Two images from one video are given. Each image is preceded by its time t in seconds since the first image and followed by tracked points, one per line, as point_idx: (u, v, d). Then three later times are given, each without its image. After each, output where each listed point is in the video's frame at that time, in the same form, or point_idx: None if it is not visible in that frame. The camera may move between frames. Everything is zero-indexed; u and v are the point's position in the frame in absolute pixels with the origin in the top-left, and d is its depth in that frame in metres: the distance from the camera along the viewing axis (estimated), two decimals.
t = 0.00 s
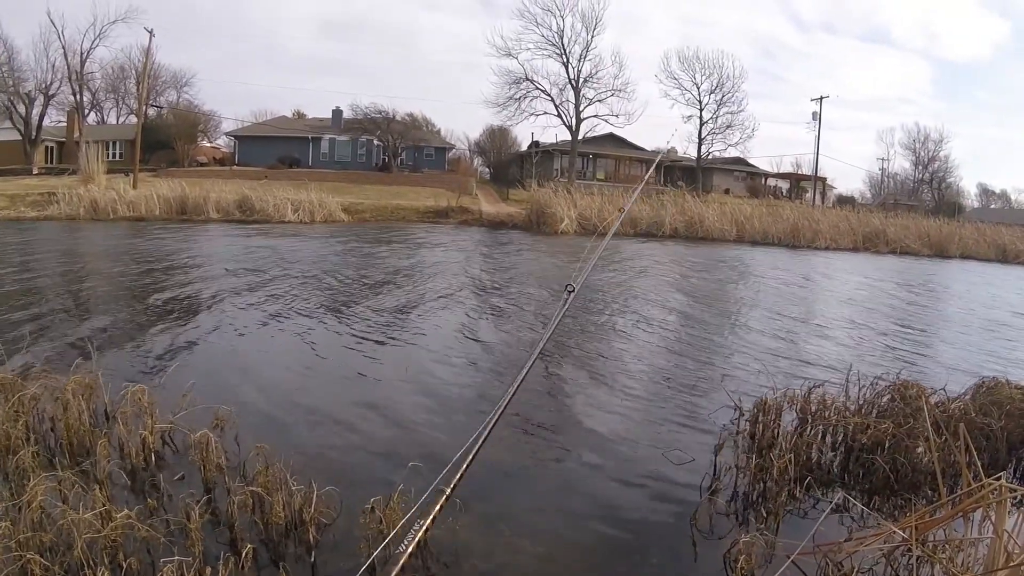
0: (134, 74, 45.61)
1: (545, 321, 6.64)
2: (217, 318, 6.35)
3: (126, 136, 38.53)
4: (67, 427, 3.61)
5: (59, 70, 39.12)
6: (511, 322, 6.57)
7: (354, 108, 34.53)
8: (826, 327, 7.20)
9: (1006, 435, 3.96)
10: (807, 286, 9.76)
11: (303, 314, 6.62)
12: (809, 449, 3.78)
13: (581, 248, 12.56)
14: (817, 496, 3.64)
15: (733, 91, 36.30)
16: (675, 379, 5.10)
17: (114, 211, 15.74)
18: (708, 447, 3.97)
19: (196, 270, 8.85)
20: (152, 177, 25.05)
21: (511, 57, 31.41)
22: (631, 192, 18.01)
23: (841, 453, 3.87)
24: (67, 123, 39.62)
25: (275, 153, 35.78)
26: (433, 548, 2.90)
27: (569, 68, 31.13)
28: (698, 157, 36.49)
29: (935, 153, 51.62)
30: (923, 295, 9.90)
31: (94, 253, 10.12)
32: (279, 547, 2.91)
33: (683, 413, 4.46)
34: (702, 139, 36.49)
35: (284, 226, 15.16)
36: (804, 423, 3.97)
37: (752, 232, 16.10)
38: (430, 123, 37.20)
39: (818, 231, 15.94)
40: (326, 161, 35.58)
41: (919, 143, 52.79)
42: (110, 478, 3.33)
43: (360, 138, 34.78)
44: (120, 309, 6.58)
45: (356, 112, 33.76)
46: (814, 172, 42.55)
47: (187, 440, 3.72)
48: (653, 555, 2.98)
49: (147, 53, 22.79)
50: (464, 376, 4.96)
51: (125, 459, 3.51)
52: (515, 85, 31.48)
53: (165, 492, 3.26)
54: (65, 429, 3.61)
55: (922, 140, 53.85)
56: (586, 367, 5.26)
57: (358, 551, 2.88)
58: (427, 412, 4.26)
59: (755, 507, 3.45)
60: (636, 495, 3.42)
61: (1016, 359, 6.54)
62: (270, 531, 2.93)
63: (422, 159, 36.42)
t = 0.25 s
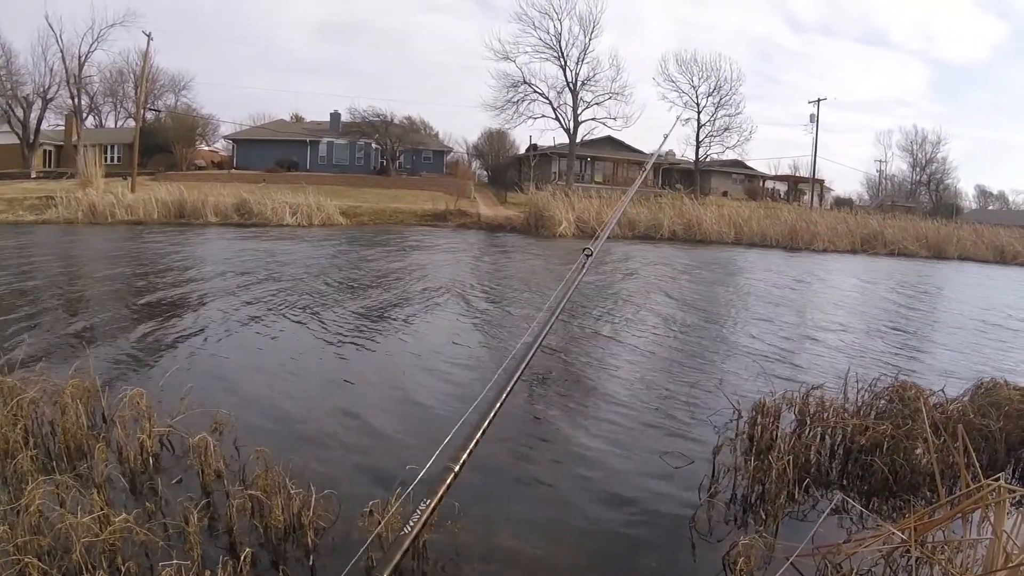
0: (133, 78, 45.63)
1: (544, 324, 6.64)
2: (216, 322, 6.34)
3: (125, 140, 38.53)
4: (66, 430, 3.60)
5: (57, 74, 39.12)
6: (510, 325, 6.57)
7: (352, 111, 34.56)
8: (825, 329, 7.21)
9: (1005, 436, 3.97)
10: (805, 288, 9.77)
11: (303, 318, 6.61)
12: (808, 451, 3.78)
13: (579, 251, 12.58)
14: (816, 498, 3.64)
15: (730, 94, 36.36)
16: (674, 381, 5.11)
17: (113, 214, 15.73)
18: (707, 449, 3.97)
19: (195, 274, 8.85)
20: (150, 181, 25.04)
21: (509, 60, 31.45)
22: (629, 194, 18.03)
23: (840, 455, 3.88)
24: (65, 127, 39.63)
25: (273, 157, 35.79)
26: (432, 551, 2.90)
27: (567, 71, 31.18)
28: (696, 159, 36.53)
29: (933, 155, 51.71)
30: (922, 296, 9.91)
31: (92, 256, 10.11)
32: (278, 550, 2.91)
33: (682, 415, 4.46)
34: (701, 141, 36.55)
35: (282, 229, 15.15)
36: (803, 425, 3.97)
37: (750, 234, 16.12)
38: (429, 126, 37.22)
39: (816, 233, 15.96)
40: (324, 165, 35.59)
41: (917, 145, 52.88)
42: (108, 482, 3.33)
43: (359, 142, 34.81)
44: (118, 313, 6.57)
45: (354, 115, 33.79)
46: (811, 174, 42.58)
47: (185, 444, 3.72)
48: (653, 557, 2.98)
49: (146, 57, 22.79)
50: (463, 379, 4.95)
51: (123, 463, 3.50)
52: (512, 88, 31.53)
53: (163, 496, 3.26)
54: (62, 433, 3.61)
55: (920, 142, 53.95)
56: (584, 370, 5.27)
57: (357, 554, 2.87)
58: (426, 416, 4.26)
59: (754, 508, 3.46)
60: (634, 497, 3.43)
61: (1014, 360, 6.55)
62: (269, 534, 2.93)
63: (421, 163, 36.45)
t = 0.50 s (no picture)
0: (127, 79, 45.53)
1: (540, 323, 6.64)
2: (211, 323, 6.33)
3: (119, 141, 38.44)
4: (61, 432, 3.59)
5: (50, 75, 39.00)
6: (506, 324, 6.57)
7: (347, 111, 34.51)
8: (820, 326, 7.23)
9: (1000, 433, 3.98)
10: (800, 286, 9.79)
11: (298, 318, 6.59)
12: (804, 448, 3.79)
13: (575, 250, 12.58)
14: (812, 495, 3.64)
15: (725, 93, 36.39)
16: (670, 380, 5.11)
17: (107, 215, 15.69)
18: (703, 447, 3.98)
19: (190, 275, 8.82)
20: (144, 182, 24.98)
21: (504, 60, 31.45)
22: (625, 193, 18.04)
23: (836, 452, 3.88)
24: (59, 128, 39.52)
25: (268, 157, 35.74)
26: (430, 551, 2.90)
27: (562, 71, 31.18)
28: (691, 158, 36.58)
29: (927, 153, 51.83)
30: (917, 293, 9.93)
31: (87, 258, 10.08)
32: (275, 550, 2.90)
33: (678, 413, 4.47)
34: (696, 140, 36.58)
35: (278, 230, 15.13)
36: (799, 422, 3.98)
37: (745, 232, 16.15)
38: (424, 126, 37.20)
39: (811, 231, 15.99)
40: (319, 165, 35.55)
41: (911, 143, 53.01)
42: (105, 483, 3.32)
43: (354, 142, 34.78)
44: (114, 314, 6.55)
45: (349, 115, 33.76)
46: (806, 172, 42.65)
47: (182, 445, 3.71)
48: (650, 555, 2.98)
49: (140, 58, 22.72)
50: (459, 379, 4.95)
51: (119, 464, 3.49)
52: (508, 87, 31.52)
53: (160, 497, 3.25)
54: (58, 434, 3.59)
55: (914, 139, 54.09)
56: (580, 369, 5.27)
57: (355, 554, 2.87)
58: (423, 416, 4.25)
59: (751, 506, 3.46)
60: (631, 496, 3.43)
61: (1009, 357, 6.57)
62: (266, 535, 2.92)
63: (416, 163, 36.43)
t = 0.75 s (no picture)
0: (127, 79, 45.55)
1: (541, 323, 6.64)
2: (213, 323, 6.34)
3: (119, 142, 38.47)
4: (62, 432, 3.59)
5: (50, 76, 39.01)
6: (507, 324, 6.57)
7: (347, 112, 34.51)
8: (821, 326, 7.22)
9: (1000, 433, 3.98)
10: (801, 286, 9.79)
11: (299, 319, 6.59)
12: (805, 448, 3.79)
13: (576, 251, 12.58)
14: (813, 495, 3.64)
15: (724, 93, 36.38)
16: (671, 380, 5.11)
17: (107, 216, 15.69)
18: (705, 448, 3.98)
19: (189, 275, 8.81)
20: (144, 182, 24.98)
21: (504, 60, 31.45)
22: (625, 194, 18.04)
23: (836, 452, 3.88)
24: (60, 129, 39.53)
25: (268, 158, 35.76)
26: (430, 551, 2.90)
27: (562, 71, 31.20)
28: (691, 158, 36.58)
29: (927, 153, 51.81)
30: (917, 294, 9.93)
31: (86, 258, 10.09)
32: (275, 550, 2.90)
33: (679, 413, 4.47)
34: (696, 140, 36.58)
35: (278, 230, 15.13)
36: (800, 422, 3.98)
37: (746, 232, 16.15)
38: (424, 126, 37.21)
39: (812, 231, 15.99)
40: (319, 165, 35.57)
41: (911, 143, 53.01)
42: (105, 484, 3.31)
43: (354, 142, 34.79)
44: (114, 315, 6.55)
45: (349, 116, 33.77)
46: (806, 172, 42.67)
47: (182, 445, 3.71)
48: (650, 555, 2.98)
49: (140, 58, 22.71)
50: (459, 379, 4.95)
51: (119, 464, 3.49)
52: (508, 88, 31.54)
53: (161, 497, 3.25)
54: (59, 435, 3.60)
55: (914, 140, 54.07)
56: (581, 368, 5.28)
57: (356, 554, 2.87)
58: (424, 416, 4.25)
59: (751, 506, 3.46)
60: (632, 496, 3.43)
61: (1010, 356, 6.56)
62: (267, 535, 2.92)
63: (416, 163, 36.45)
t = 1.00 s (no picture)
0: (128, 78, 45.57)
1: (542, 323, 6.64)
2: (215, 322, 6.35)
3: (120, 141, 38.50)
4: (63, 431, 3.60)
5: (51, 75, 39.03)
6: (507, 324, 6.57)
7: (348, 111, 34.52)
8: (822, 326, 7.22)
9: (1001, 433, 3.98)
10: (802, 286, 9.79)
11: (300, 318, 6.61)
12: (805, 448, 3.79)
13: (577, 250, 12.59)
14: (813, 494, 3.64)
15: (725, 92, 36.36)
16: (672, 379, 5.11)
17: (109, 215, 15.71)
18: (705, 447, 3.98)
19: (191, 274, 8.82)
20: (145, 182, 25.00)
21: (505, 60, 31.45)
22: (626, 193, 18.05)
23: (837, 452, 3.88)
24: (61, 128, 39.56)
25: (269, 157, 35.78)
26: (430, 550, 2.90)
27: (563, 70, 31.20)
28: (692, 158, 36.56)
29: (928, 153, 51.79)
30: (918, 293, 9.93)
31: (87, 257, 10.10)
32: (276, 549, 2.90)
33: (679, 413, 4.47)
34: (697, 140, 36.57)
35: (279, 229, 15.14)
36: (800, 422, 3.98)
37: (747, 232, 16.15)
38: (425, 126, 37.22)
39: (813, 231, 15.99)
40: (320, 165, 35.58)
41: (912, 143, 52.99)
42: (106, 482, 3.32)
43: (356, 141, 34.80)
44: (115, 314, 6.56)
45: (350, 115, 33.79)
46: (807, 172, 42.67)
47: (183, 444, 3.71)
48: (651, 554, 2.98)
49: (141, 57, 22.70)
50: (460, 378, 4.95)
51: (120, 463, 3.50)
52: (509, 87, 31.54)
53: (162, 496, 3.26)
54: (60, 433, 3.60)
55: (915, 140, 54.03)
56: (582, 368, 5.28)
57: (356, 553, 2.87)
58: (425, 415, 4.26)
59: (752, 506, 3.46)
60: (633, 495, 3.43)
61: (1011, 357, 6.56)
62: (267, 534, 2.93)
63: (417, 162, 36.46)
